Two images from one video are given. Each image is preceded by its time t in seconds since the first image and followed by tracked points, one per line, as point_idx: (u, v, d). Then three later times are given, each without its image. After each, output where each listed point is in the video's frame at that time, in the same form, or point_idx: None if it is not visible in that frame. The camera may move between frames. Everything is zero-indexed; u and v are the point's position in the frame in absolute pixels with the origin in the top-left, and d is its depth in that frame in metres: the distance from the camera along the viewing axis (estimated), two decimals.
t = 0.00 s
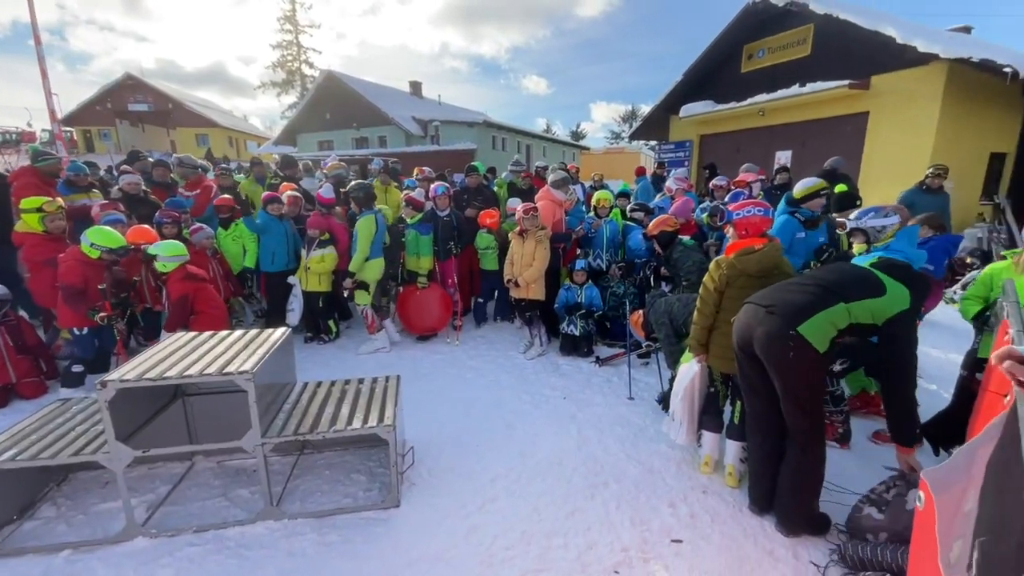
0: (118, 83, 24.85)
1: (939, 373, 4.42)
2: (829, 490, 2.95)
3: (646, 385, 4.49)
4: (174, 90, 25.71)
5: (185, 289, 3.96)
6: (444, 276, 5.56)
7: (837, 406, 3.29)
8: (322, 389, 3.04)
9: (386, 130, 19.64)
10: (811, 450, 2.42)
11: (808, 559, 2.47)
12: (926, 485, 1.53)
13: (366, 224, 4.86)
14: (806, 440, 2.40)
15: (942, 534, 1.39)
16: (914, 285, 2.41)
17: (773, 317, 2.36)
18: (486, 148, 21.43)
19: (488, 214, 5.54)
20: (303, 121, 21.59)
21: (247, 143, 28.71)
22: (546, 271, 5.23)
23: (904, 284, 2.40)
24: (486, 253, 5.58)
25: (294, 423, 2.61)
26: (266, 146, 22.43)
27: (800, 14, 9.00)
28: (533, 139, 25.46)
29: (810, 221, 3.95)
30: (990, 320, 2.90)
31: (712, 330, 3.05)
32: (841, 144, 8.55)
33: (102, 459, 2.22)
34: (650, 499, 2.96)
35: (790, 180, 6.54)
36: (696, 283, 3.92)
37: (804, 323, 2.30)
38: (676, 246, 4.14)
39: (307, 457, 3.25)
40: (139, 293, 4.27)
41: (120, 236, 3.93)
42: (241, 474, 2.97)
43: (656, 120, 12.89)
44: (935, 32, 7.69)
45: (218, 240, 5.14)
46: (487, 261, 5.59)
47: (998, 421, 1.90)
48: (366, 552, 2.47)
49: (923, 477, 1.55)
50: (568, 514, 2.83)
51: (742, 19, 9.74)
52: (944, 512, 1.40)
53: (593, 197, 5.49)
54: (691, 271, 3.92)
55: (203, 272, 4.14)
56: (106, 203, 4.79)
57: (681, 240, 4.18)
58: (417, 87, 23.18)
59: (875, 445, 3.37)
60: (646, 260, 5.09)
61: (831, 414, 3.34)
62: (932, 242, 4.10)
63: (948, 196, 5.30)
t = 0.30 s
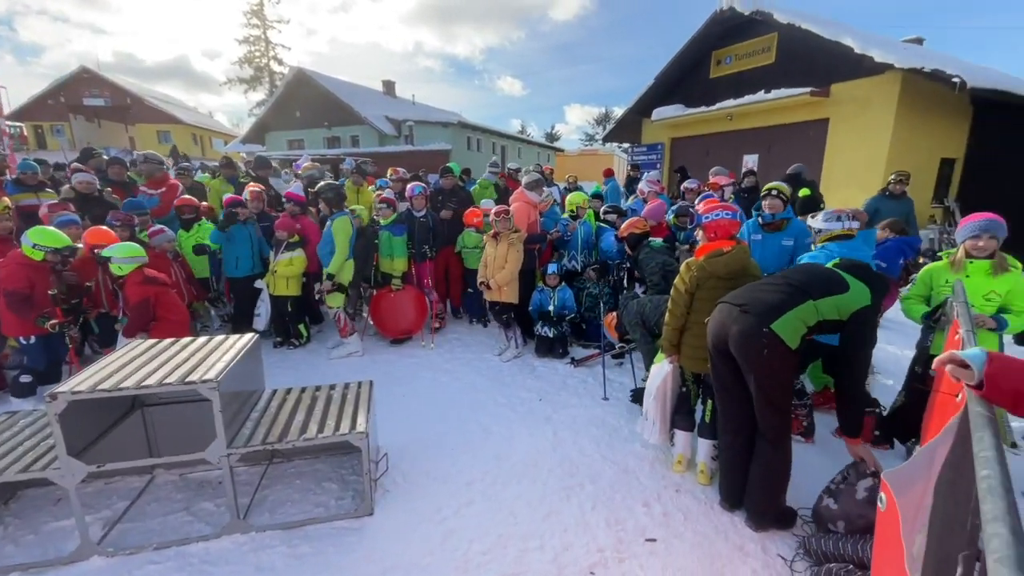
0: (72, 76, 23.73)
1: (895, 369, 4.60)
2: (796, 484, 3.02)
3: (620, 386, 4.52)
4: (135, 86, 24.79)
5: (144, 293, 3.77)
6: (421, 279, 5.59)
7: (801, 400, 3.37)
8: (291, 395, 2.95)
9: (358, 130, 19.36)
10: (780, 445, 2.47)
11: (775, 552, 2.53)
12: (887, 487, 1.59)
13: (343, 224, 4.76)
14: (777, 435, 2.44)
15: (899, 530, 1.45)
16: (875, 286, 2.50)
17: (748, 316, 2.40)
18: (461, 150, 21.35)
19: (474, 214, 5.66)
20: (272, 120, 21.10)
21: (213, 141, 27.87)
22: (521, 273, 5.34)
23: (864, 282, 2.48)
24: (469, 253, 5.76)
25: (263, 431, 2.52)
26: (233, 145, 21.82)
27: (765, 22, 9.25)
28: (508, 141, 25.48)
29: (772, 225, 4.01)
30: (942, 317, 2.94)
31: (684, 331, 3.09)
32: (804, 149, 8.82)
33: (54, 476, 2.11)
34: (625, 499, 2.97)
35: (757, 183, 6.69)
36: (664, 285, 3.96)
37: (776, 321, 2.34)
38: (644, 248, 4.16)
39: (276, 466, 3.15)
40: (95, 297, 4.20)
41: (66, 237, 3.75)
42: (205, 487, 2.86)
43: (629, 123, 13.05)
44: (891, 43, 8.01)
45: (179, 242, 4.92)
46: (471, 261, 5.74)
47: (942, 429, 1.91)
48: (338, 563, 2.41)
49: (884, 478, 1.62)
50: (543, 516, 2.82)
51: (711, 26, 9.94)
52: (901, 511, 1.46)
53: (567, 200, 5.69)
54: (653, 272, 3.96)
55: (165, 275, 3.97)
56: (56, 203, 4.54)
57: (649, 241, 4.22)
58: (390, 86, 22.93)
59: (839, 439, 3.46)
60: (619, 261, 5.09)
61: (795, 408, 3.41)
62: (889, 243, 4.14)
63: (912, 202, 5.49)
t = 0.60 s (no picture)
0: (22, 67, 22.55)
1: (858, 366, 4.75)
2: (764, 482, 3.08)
3: (595, 386, 4.54)
4: (92, 80, 23.76)
5: (98, 292, 3.59)
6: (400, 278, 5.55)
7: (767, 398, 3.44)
8: (258, 403, 2.86)
9: (330, 129, 19.02)
10: (744, 442, 2.50)
11: (745, 547, 2.57)
12: (848, 488, 1.61)
13: (314, 226, 4.63)
14: (741, 431, 2.48)
15: (859, 530, 1.47)
16: (836, 282, 2.53)
17: (712, 317, 2.44)
18: (435, 150, 21.21)
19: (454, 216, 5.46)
20: (239, 118, 20.55)
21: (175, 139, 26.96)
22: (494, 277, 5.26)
23: (825, 278, 2.52)
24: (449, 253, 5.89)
25: (229, 441, 2.43)
26: (197, 143, 21.14)
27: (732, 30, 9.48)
28: (482, 142, 25.43)
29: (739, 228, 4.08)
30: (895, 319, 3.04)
31: (655, 332, 3.12)
32: (771, 153, 9.05)
33: None
34: (600, 499, 2.98)
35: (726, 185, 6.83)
36: (635, 288, 3.99)
37: (739, 320, 2.38)
38: (615, 250, 4.17)
39: (243, 476, 3.04)
40: (43, 302, 3.96)
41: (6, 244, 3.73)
42: (165, 501, 2.73)
43: (602, 126, 13.18)
44: (850, 52, 8.31)
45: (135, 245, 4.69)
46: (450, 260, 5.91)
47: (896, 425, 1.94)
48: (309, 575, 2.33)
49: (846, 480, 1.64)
50: (519, 519, 2.80)
51: (680, 32, 10.13)
52: (862, 512, 1.48)
53: (540, 202, 5.62)
54: (625, 274, 3.98)
55: (121, 276, 3.80)
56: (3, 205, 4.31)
57: (620, 244, 4.23)
58: (363, 84, 22.60)
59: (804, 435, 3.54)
60: (591, 263, 5.27)
61: (761, 406, 3.47)
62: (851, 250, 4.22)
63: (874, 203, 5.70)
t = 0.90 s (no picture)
0: None
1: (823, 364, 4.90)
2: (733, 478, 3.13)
3: (571, 387, 4.55)
4: (46, 72, 22.68)
5: (46, 299, 3.41)
6: (376, 278, 5.46)
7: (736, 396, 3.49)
8: (224, 412, 2.75)
9: (301, 127, 18.64)
10: (713, 440, 2.53)
11: (716, 543, 2.61)
12: (810, 489, 1.62)
13: (286, 227, 4.50)
14: (710, 430, 2.51)
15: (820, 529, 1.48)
16: (800, 285, 2.59)
17: (681, 319, 2.46)
18: (410, 150, 21.01)
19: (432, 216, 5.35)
20: (205, 115, 19.93)
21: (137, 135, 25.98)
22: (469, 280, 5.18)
23: (790, 281, 2.58)
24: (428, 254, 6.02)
25: (192, 454, 2.33)
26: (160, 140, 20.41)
27: (702, 36, 9.68)
28: (458, 142, 25.32)
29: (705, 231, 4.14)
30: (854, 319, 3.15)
31: (629, 333, 3.14)
32: (739, 156, 9.27)
33: None
34: (575, 500, 2.98)
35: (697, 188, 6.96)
36: (610, 289, 4.03)
37: (707, 322, 2.40)
38: (590, 253, 4.15)
39: (208, 488, 2.93)
40: None
41: None
42: (125, 517, 2.61)
43: (577, 128, 13.27)
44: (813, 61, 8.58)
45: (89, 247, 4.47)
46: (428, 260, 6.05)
47: (854, 419, 1.97)
48: None
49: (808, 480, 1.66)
50: (496, 523, 2.78)
51: (651, 38, 10.29)
52: (823, 511, 1.50)
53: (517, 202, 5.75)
54: (603, 277, 4.02)
55: (72, 280, 3.61)
56: None
57: (595, 246, 4.19)
58: (335, 82, 22.21)
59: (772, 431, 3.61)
60: (566, 265, 5.32)
61: (730, 405, 3.52)
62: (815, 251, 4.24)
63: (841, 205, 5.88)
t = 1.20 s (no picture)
0: None
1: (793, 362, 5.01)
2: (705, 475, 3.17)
3: (547, 389, 4.54)
4: None
5: None
6: (353, 280, 5.35)
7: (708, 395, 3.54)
8: (188, 422, 2.65)
9: (271, 125, 18.21)
10: (685, 441, 2.54)
11: (689, 540, 2.64)
12: (775, 494, 1.60)
13: (256, 229, 4.37)
14: (682, 431, 2.52)
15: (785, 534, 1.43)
16: (767, 282, 2.66)
17: (655, 323, 2.46)
18: (385, 149, 20.75)
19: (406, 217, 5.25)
20: (170, 111, 19.29)
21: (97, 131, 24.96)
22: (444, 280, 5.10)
23: (757, 278, 2.62)
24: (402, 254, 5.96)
25: (154, 467, 2.22)
26: (122, 137, 19.66)
27: (674, 41, 9.83)
28: (434, 142, 25.13)
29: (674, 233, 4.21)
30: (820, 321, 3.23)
31: (604, 335, 3.14)
32: (710, 159, 9.45)
33: None
34: (552, 502, 2.97)
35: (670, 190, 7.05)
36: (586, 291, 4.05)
37: (681, 326, 2.43)
38: (570, 255, 4.12)
39: (171, 501, 2.81)
40: None
41: None
42: (81, 535, 2.48)
43: (553, 129, 13.31)
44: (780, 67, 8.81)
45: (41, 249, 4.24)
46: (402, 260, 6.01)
47: (818, 420, 1.96)
48: None
49: (773, 485, 1.63)
50: (472, 529, 2.74)
51: (625, 41, 10.39)
52: (786, 515, 1.47)
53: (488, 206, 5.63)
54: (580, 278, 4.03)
55: (18, 285, 3.43)
56: None
57: (573, 249, 4.18)
58: (306, 80, 21.77)
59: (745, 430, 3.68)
60: (541, 267, 5.22)
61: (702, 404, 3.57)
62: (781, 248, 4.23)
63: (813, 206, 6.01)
